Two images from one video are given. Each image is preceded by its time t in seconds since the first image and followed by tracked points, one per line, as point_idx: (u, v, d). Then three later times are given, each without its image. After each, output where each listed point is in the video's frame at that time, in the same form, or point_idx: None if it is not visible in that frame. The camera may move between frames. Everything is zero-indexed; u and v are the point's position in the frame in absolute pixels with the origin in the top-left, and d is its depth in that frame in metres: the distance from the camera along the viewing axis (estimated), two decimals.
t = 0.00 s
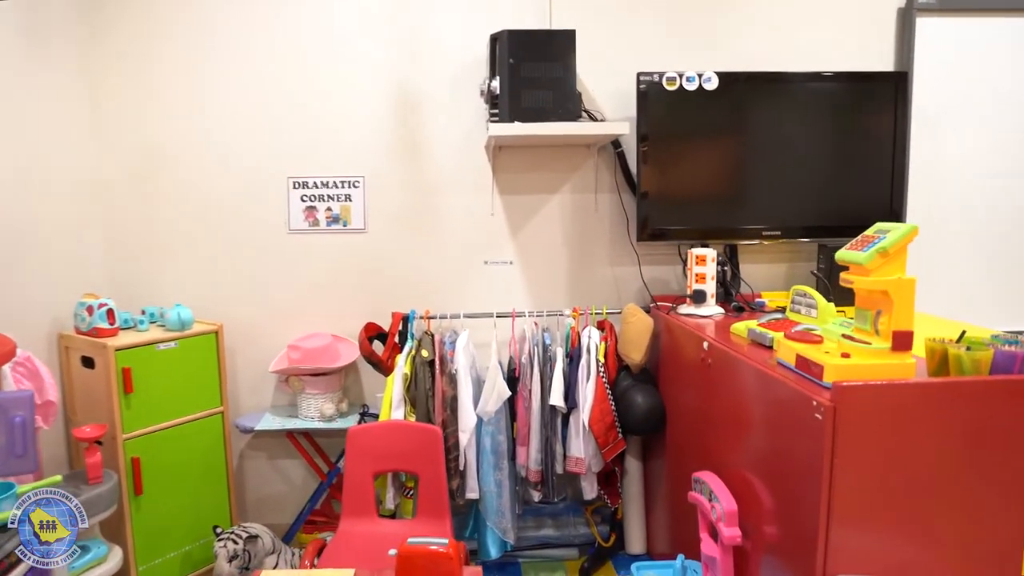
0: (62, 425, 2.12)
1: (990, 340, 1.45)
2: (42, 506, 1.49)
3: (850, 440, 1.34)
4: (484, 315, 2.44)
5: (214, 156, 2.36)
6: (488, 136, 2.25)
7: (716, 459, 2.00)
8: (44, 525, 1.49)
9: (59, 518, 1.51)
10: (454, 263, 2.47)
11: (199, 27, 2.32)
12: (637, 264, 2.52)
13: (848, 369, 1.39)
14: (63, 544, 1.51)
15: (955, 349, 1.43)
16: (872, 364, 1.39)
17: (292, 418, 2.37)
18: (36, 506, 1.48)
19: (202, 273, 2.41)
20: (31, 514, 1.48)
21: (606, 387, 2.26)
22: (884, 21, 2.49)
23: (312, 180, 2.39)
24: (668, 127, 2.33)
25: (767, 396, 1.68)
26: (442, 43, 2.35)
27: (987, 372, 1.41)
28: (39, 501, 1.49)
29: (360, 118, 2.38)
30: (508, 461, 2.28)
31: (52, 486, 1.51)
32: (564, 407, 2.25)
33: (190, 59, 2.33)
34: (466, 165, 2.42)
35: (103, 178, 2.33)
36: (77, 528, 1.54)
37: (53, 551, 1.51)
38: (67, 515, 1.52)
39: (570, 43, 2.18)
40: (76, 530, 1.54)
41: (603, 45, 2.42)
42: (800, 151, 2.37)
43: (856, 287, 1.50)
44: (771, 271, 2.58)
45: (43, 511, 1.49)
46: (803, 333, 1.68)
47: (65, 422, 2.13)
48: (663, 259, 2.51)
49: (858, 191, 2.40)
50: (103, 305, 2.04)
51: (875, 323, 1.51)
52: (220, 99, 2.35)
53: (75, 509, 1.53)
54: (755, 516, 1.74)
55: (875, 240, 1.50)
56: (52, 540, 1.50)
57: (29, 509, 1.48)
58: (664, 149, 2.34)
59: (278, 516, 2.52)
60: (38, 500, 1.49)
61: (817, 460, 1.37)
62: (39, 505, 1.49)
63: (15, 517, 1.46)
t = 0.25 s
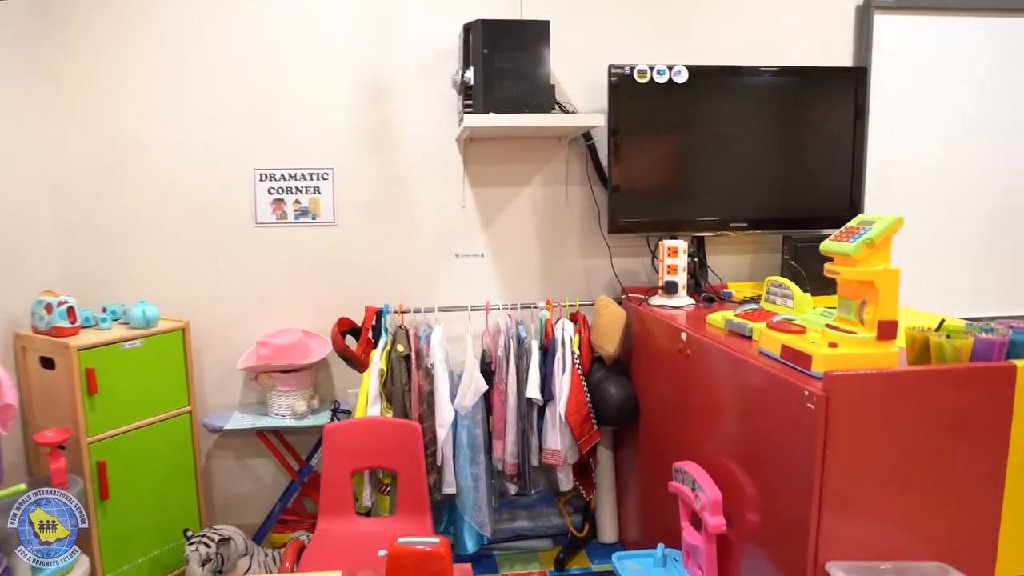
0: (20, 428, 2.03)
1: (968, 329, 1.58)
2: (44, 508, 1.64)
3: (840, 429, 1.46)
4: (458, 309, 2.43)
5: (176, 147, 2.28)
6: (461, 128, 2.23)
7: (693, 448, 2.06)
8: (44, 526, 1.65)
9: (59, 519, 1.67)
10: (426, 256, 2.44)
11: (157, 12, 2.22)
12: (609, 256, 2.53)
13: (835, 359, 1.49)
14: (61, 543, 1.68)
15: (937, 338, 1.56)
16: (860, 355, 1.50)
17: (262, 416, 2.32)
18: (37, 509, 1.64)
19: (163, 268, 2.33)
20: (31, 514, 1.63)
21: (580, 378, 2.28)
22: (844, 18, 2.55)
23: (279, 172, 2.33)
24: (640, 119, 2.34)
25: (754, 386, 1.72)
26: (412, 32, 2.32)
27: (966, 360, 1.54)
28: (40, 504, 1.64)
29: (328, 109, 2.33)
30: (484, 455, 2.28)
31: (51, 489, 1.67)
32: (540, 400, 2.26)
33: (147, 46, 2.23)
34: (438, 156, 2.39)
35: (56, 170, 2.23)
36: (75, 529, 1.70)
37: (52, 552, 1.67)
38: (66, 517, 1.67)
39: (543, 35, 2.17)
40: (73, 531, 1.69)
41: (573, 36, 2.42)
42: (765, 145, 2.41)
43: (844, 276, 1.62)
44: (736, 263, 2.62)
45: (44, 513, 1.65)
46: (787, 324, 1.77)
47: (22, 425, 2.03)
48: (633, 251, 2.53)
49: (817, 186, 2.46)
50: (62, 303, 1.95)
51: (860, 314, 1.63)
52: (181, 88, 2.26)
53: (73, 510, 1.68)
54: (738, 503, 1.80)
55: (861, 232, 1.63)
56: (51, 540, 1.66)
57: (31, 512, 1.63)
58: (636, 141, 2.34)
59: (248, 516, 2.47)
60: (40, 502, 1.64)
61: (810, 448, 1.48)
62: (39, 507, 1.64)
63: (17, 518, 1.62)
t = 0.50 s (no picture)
0: None
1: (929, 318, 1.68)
2: (44, 507, 1.44)
3: (816, 416, 1.52)
4: (427, 304, 2.43)
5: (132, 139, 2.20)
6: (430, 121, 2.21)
7: (662, 437, 2.11)
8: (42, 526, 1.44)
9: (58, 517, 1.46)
10: (391, 250, 2.41)
11: None
12: (575, 250, 2.56)
13: (808, 350, 1.57)
14: (62, 544, 1.46)
15: (901, 327, 1.62)
16: (832, 345, 1.58)
17: (224, 417, 2.25)
18: (37, 508, 1.43)
19: (119, 264, 2.25)
20: (31, 514, 1.42)
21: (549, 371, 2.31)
22: (793, 21, 2.65)
23: (242, 165, 2.27)
24: (604, 116, 2.38)
25: (725, 375, 1.79)
26: (379, 23, 2.28)
27: (929, 349, 1.62)
28: (40, 502, 1.44)
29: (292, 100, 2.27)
30: (455, 450, 2.29)
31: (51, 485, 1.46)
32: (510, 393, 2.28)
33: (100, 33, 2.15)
34: (404, 149, 2.37)
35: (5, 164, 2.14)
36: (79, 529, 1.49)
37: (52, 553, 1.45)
38: (67, 515, 1.47)
39: (513, 30, 2.18)
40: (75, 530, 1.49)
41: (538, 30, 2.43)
42: (722, 142, 2.49)
43: (815, 269, 1.71)
44: (693, 257, 2.69)
45: (44, 512, 1.44)
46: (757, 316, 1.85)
47: None
48: (597, 245, 2.56)
49: (767, 182, 2.56)
50: (13, 301, 1.85)
51: (831, 305, 1.71)
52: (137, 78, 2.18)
53: (75, 509, 1.47)
54: (712, 489, 1.87)
55: (832, 228, 1.71)
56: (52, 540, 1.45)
57: (31, 511, 1.42)
58: (600, 136, 2.38)
59: (209, 518, 2.46)
60: (40, 501, 1.44)
61: (786, 435, 1.55)
62: (39, 507, 1.43)
63: (16, 518, 1.41)
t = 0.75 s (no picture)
0: None
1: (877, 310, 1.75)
2: (44, 508, 1.87)
3: (782, 402, 1.57)
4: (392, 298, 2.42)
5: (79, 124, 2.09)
6: (396, 113, 2.18)
7: (626, 427, 2.13)
8: (44, 526, 1.88)
9: (57, 518, 1.92)
10: (352, 243, 2.37)
11: None
12: (537, 244, 2.59)
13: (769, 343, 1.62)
14: (59, 541, 1.92)
15: (853, 320, 1.72)
16: (790, 338, 1.64)
17: (178, 416, 2.17)
18: (38, 508, 1.86)
19: (64, 256, 2.12)
20: (31, 514, 1.84)
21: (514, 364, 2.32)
22: (744, 22, 2.73)
23: (197, 153, 2.18)
24: (566, 111, 2.39)
25: (690, 364, 1.82)
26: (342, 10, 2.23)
27: (877, 339, 1.70)
28: (39, 502, 1.86)
29: (251, 87, 2.20)
30: (420, 444, 2.27)
31: (51, 489, 1.90)
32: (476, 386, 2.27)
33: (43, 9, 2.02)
34: (366, 141, 2.33)
35: None
36: (72, 527, 1.96)
37: (53, 548, 1.90)
38: (64, 515, 1.93)
39: (480, 24, 2.17)
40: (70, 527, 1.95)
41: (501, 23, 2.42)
42: (678, 140, 2.55)
43: (777, 264, 1.77)
44: (650, 251, 2.75)
45: (44, 512, 1.88)
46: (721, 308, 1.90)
47: None
48: (558, 239, 2.59)
49: (717, 179, 2.64)
50: None
51: (790, 298, 1.78)
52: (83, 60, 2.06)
53: (71, 510, 1.95)
54: (678, 476, 1.89)
55: (793, 225, 1.78)
56: (48, 538, 1.89)
57: (31, 510, 1.84)
58: (561, 131, 2.40)
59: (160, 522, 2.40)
60: (40, 502, 1.86)
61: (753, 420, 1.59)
62: (39, 506, 1.86)
63: (19, 518, 1.81)
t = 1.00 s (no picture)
0: None
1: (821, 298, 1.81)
2: (43, 507, 1.69)
3: (738, 385, 1.62)
4: (350, 292, 2.40)
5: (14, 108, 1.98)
6: (353, 104, 2.16)
7: (584, 416, 2.16)
8: (44, 526, 1.70)
9: (58, 518, 1.71)
10: (307, 236, 2.34)
11: None
12: (495, 236, 2.60)
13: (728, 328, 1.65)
14: (61, 542, 1.72)
15: (799, 308, 1.78)
16: (746, 323, 1.68)
17: (124, 417, 2.09)
18: (37, 508, 1.68)
19: None
20: (32, 514, 1.68)
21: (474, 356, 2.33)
22: (691, 19, 2.80)
23: (143, 142, 2.11)
24: (523, 104, 2.40)
25: (646, 352, 1.86)
26: None
27: (823, 325, 1.76)
28: (39, 503, 1.69)
29: (201, 75, 2.14)
30: (380, 439, 2.26)
31: (50, 489, 1.71)
32: (436, 379, 2.26)
33: None
34: (320, 132, 2.30)
35: None
36: (77, 528, 1.73)
37: (53, 551, 1.70)
38: (66, 515, 1.72)
39: (436, 14, 2.16)
40: (74, 530, 1.73)
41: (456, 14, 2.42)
42: (631, 135, 2.60)
43: (729, 255, 1.81)
44: (604, 243, 2.80)
45: (43, 512, 1.70)
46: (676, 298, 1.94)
47: None
48: (514, 232, 2.61)
49: (666, 175, 2.70)
50: None
51: (742, 287, 1.82)
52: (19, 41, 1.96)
53: (73, 510, 1.73)
54: (637, 463, 1.93)
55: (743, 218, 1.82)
56: (52, 538, 1.71)
57: (30, 511, 1.68)
58: (518, 125, 2.41)
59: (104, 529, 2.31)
60: (39, 502, 1.69)
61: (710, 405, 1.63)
62: (39, 507, 1.69)
63: (18, 518, 1.67)
